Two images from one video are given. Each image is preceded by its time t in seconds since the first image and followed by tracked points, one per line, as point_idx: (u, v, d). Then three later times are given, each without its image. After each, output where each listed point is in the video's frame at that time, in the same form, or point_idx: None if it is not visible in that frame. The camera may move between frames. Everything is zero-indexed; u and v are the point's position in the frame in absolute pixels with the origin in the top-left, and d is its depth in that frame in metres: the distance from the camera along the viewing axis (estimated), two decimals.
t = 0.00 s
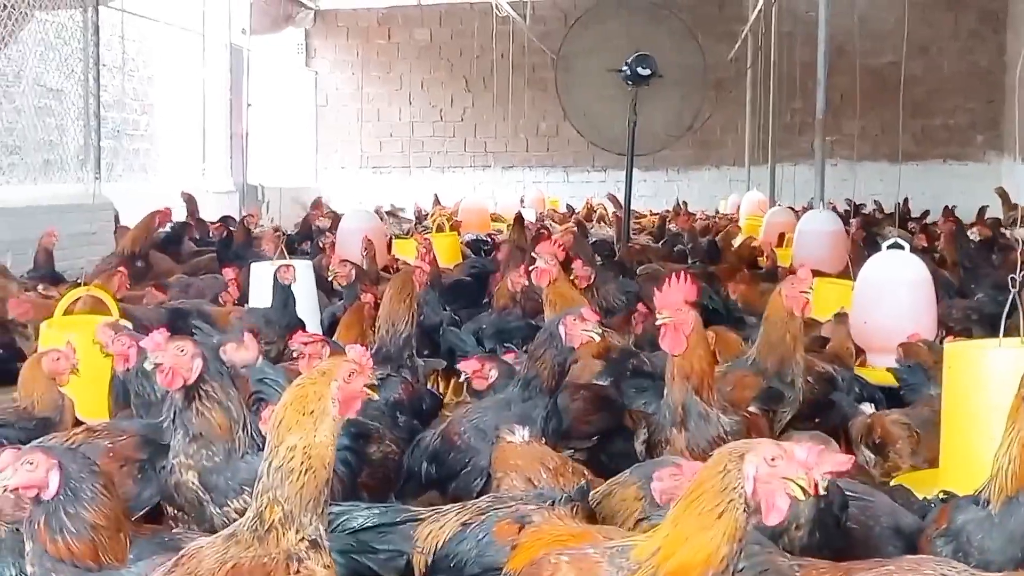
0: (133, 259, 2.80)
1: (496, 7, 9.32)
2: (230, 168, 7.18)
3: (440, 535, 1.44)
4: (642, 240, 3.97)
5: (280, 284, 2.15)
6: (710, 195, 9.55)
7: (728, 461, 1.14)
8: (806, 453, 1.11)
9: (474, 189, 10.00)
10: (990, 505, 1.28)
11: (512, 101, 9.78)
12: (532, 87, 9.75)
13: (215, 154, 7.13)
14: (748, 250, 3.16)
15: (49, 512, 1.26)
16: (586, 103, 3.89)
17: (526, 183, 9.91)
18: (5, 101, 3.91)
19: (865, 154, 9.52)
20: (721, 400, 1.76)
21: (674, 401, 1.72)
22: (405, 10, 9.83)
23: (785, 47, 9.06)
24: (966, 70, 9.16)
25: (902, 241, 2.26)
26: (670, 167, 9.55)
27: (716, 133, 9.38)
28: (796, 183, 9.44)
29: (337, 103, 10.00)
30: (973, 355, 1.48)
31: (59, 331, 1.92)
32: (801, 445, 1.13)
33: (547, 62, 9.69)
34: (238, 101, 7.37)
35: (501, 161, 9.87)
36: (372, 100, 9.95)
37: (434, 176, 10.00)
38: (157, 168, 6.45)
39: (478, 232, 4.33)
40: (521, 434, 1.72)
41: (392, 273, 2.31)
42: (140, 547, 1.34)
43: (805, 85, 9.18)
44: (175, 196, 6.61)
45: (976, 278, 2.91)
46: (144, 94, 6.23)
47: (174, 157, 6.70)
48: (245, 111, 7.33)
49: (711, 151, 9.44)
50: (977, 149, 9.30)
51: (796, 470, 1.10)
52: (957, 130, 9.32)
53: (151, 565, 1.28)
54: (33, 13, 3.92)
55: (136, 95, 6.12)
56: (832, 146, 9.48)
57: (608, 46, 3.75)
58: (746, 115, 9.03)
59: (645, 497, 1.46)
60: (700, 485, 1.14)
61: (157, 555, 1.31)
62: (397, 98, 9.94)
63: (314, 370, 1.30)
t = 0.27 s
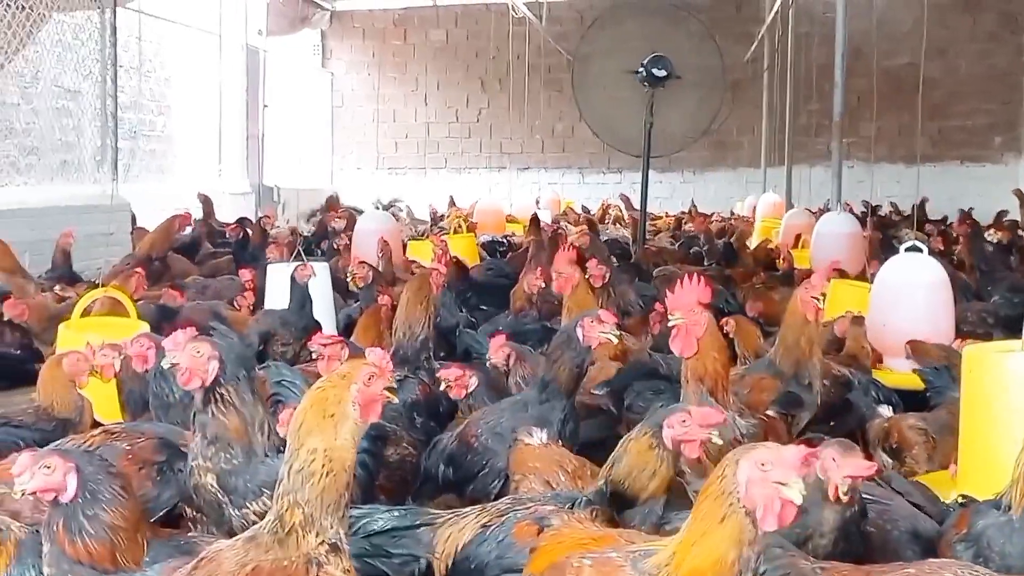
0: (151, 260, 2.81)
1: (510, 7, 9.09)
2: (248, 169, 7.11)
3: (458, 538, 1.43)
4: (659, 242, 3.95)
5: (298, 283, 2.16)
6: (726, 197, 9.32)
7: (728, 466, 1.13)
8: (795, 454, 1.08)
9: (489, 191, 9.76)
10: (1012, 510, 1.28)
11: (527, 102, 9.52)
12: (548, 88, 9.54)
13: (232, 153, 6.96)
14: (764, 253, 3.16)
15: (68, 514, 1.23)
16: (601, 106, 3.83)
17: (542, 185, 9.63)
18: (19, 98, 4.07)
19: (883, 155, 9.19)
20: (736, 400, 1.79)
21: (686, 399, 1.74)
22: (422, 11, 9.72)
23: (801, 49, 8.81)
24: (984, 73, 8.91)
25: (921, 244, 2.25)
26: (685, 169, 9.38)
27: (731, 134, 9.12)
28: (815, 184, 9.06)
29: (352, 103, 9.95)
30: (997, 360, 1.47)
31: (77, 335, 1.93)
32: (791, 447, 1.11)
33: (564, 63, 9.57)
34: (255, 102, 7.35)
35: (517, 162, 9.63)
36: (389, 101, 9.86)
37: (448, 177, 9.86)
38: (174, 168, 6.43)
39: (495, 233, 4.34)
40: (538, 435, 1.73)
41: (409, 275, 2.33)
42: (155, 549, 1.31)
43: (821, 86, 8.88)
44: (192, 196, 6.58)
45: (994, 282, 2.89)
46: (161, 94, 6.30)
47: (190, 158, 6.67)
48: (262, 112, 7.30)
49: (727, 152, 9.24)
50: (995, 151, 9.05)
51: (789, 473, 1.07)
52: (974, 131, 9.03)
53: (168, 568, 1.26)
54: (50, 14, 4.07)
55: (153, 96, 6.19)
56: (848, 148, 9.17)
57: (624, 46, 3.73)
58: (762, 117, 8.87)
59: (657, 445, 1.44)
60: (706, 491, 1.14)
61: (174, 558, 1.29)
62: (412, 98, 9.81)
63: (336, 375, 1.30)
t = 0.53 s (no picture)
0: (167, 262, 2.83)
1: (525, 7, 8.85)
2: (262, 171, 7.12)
3: (474, 540, 1.43)
4: (673, 244, 3.94)
5: (315, 284, 2.18)
6: (739, 198, 8.97)
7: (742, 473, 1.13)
8: (810, 465, 1.08)
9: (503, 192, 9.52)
10: None
11: (542, 103, 9.31)
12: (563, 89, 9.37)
13: (247, 155, 7.00)
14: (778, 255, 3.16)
15: (87, 516, 1.24)
16: (616, 107, 3.84)
17: (556, 185, 9.43)
18: (38, 101, 3.87)
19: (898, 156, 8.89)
20: (751, 403, 1.78)
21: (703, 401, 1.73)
22: (436, 12, 9.47)
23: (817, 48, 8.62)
24: (1000, 73, 8.64)
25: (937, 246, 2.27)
26: (701, 169, 9.06)
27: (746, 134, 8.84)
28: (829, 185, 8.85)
29: (366, 104, 9.72)
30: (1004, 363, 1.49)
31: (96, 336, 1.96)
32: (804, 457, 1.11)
33: (579, 63, 9.29)
34: (269, 103, 7.26)
35: (531, 163, 9.43)
36: (404, 102, 9.62)
37: (464, 178, 9.60)
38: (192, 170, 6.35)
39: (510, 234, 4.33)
40: (554, 438, 1.72)
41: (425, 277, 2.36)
42: (172, 550, 1.31)
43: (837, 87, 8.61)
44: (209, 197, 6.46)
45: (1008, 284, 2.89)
46: (178, 96, 6.05)
47: (207, 159, 6.57)
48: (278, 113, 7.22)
49: (741, 153, 8.92)
50: (1012, 151, 8.74)
51: (801, 483, 1.07)
52: (990, 132, 8.75)
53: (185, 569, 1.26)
54: (67, 14, 3.86)
55: (168, 97, 5.96)
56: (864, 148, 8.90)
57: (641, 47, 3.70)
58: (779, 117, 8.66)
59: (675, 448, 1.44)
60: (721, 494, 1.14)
61: (190, 560, 1.29)
62: (426, 99, 9.58)
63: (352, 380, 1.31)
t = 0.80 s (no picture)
0: (181, 264, 2.84)
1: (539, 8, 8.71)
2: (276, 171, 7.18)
3: (491, 544, 1.42)
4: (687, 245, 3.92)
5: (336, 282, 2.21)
6: (755, 200, 8.86)
7: (758, 479, 1.13)
8: (826, 468, 1.07)
9: (516, 193, 9.41)
10: None
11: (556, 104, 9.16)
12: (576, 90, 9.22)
13: (262, 156, 7.05)
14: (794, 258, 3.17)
15: (103, 519, 1.23)
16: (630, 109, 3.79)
17: (570, 186, 9.33)
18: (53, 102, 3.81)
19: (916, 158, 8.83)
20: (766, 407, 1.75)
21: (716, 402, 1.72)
22: (450, 13, 9.32)
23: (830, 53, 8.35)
24: (1015, 72, 8.45)
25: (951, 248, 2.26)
26: (714, 171, 8.91)
27: (760, 136, 8.76)
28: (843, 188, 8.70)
29: (380, 105, 9.55)
30: None
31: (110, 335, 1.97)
32: (820, 461, 1.10)
33: (593, 64, 9.17)
34: (284, 104, 7.22)
35: (546, 163, 9.34)
36: (418, 103, 9.46)
37: (477, 179, 9.46)
38: (204, 172, 6.30)
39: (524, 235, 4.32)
40: (570, 439, 1.71)
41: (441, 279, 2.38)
42: (187, 553, 1.30)
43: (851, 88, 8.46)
44: (222, 199, 6.41)
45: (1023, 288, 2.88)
46: (192, 97, 6.06)
47: (220, 160, 6.54)
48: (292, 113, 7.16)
49: (755, 155, 8.80)
50: None
51: (818, 486, 1.07)
52: (1005, 134, 8.62)
53: (200, 570, 1.26)
54: (83, 17, 3.87)
55: (183, 99, 5.96)
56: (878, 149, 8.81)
57: (654, 49, 3.67)
58: (794, 119, 8.56)
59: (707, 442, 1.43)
60: (739, 500, 1.14)
61: (205, 562, 1.28)
62: (441, 100, 9.42)
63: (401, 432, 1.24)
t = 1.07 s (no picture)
0: (193, 265, 2.84)
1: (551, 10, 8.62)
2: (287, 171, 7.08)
3: (506, 544, 1.41)
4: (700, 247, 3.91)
5: (352, 280, 2.25)
6: (769, 200, 8.73)
7: (774, 481, 1.13)
8: (843, 471, 1.07)
9: (528, 195, 9.33)
10: None
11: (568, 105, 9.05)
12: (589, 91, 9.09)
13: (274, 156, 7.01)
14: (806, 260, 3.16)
15: (118, 520, 1.22)
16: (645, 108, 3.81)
17: (581, 188, 9.19)
18: (68, 103, 3.86)
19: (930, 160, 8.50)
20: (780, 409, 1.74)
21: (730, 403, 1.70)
22: (462, 14, 9.18)
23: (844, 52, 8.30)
24: None
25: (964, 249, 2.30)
26: (727, 172, 8.81)
27: (773, 137, 8.64)
28: (856, 190, 8.56)
29: (393, 107, 9.38)
30: None
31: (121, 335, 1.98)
32: (836, 463, 1.10)
33: (604, 65, 9.07)
34: (297, 105, 7.18)
35: (558, 165, 9.24)
36: (429, 104, 9.35)
37: (489, 180, 9.39)
38: (217, 172, 6.29)
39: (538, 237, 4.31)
40: (584, 441, 1.72)
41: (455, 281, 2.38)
42: (202, 553, 1.28)
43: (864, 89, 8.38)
44: (235, 201, 6.40)
45: None
46: (205, 98, 6.07)
47: (231, 161, 6.51)
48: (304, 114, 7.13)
49: (767, 156, 8.68)
50: None
51: (834, 490, 1.07)
52: (1021, 136, 8.26)
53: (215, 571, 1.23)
54: (97, 17, 3.90)
55: (197, 99, 5.97)
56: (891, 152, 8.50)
57: (664, 50, 3.71)
58: (806, 120, 8.49)
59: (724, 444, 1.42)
60: (753, 504, 1.14)
61: (221, 562, 1.26)
62: (453, 102, 9.32)
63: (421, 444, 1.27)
